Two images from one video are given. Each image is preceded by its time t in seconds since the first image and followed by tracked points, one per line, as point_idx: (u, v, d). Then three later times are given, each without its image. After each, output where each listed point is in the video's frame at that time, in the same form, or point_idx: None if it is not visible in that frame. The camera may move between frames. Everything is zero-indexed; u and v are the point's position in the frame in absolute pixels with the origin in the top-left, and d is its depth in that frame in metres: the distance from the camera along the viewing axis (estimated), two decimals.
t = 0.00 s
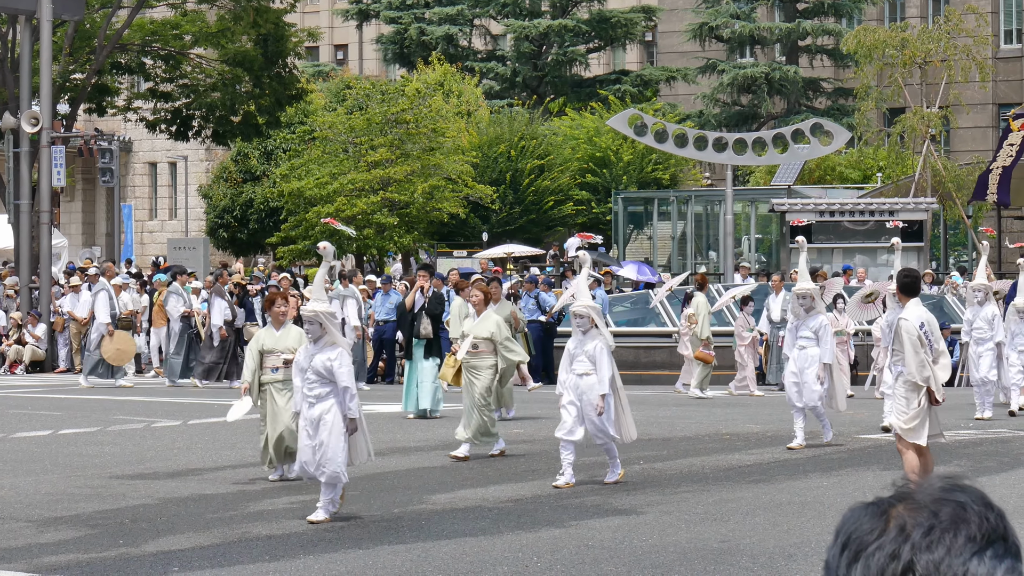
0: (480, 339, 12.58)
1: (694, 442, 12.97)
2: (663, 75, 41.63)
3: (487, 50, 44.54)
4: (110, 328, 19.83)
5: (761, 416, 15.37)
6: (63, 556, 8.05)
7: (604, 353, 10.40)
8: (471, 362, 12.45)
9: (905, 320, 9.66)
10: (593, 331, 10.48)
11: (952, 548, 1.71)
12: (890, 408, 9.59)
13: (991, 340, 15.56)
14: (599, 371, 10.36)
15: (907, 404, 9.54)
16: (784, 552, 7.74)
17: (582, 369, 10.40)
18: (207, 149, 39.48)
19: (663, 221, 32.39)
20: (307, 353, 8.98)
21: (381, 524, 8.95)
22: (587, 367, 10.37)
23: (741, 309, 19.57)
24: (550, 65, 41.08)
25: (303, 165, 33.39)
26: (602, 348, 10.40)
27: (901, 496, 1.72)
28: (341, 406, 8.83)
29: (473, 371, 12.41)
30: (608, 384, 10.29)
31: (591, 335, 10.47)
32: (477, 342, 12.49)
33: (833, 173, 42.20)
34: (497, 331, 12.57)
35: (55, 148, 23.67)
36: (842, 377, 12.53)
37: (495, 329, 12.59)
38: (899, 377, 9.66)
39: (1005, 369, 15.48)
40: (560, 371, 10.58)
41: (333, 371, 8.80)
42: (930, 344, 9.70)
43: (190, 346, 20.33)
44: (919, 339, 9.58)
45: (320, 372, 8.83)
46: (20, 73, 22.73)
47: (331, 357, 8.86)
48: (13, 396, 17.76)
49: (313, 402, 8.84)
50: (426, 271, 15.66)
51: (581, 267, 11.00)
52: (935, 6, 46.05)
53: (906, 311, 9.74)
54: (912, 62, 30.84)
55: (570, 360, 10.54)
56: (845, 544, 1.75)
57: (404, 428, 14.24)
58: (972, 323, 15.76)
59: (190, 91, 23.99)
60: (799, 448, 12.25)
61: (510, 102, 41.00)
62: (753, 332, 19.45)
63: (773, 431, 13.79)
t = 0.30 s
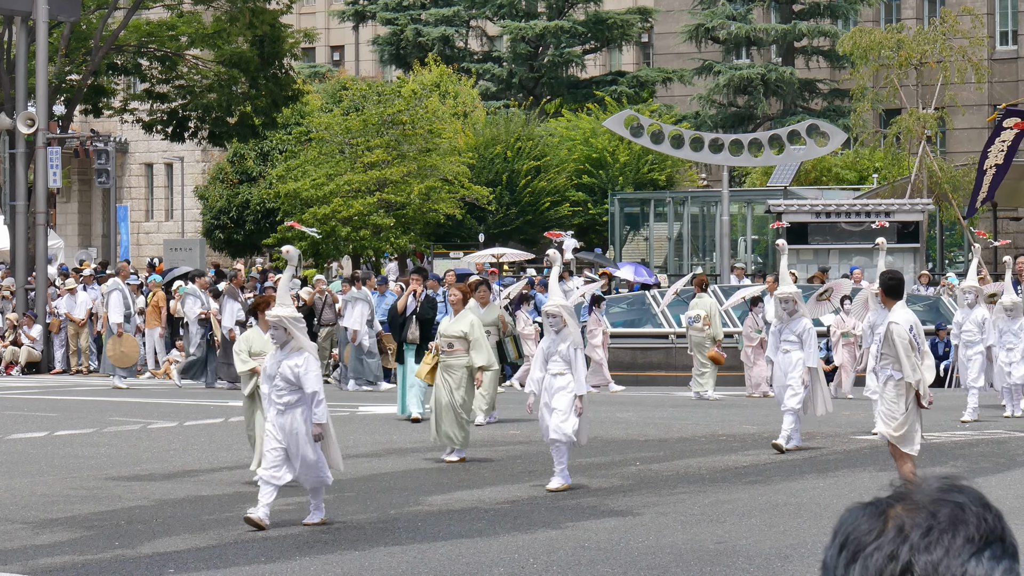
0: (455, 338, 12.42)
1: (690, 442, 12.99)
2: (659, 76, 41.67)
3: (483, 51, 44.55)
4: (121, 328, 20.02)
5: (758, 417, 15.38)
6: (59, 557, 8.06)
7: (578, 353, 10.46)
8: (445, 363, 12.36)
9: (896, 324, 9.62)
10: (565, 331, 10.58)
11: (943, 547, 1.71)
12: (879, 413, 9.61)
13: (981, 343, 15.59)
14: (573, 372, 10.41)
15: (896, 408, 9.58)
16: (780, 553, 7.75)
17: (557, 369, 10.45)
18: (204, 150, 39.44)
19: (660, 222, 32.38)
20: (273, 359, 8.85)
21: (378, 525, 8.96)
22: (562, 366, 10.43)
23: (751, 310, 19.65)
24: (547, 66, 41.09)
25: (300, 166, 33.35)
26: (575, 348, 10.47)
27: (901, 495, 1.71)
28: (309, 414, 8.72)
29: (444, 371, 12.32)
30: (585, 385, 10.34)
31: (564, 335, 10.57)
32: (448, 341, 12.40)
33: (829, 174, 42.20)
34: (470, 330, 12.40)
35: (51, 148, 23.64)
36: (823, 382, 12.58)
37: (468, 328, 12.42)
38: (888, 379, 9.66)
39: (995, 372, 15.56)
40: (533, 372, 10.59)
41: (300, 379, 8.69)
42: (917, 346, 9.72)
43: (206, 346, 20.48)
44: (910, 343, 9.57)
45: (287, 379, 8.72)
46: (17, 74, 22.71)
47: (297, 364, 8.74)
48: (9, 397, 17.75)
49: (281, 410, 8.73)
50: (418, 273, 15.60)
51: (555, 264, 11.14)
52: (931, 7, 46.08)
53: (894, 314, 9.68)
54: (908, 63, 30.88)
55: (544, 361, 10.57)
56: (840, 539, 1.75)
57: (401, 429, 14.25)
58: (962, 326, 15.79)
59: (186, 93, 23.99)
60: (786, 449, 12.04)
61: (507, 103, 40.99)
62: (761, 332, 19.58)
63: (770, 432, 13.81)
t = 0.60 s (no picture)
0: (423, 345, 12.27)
1: (681, 447, 13.01)
2: (651, 80, 41.74)
3: (476, 56, 44.58)
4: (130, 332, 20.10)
5: (749, 422, 15.40)
6: (49, 561, 8.04)
7: (546, 362, 10.40)
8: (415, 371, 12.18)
9: (881, 330, 9.61)
10: (535, 339, 10.52)
11: (941, 543, 1.68)
12: (865, 421, 9.54)
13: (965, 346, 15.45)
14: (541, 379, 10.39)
15: (884, 415, 9.53)
16: (770, 558, 7.76)
17: (523, 378, 10.42)
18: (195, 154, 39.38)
19: (651, 227, 32.40)
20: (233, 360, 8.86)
21: (368, 529, 8.95)
22: (529, 376, 10.39)
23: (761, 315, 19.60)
24: (539, 70, 41.13)
25: (291, 170, 33.30)
26: (542, 357, 10.40)
27: (917, 489, 1.69)
28: (267, 416, 8.72)
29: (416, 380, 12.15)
30: (554, 395, 10.35)
31: (533, 342, 10.51)
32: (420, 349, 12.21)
33: (821, 179, 42.26)
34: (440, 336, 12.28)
35: (42, 152, 23.61)
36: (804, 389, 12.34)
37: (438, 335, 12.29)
38: (876, 385, 9.61)
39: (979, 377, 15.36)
40: (501, 381, 10.52)
41: (256, 380, 8.68)
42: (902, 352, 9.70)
43: (218, 350, 20.66)
44: (896, 348, 9.57)
45: (245, 380, 8.71)
46: (8, 77, 22.67)
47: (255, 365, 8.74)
48: None
49: (239, 410, 8.68)
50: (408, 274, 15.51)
51: (524, 272, 11.12)
52: (922, 12, 46.19)
53: (876, 320, 9.66)
54: (900, 68, 30.95)
55: (512, 369, 10.49)
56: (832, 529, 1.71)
57: (393, 433, 14.24)
58: (947, 330, 15.65)
59: (177, 96, 23.92)
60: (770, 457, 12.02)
61: (499, 108, 40.98)
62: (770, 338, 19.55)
63: (761, 437, 13.83)
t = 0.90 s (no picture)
0: (391, 348, 12.19)
1: (672, 451, 13.01)
2: (643, 84, 41.85)
3: (467, 59, 44.64)
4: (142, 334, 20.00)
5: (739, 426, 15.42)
6: (39, 564, 8.01)
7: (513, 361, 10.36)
8: (383, 374, 12.14)
9: (857, 337, 9.30)
10: (502, 339, 10.49)
11: (956, 562, 1.71)
12: (843, 430, 9.12)
13: (949, 353, 15.21)
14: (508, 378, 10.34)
15: (863, 423, 9.14)
16: (761, 562, 7.77)
17: (492, 379, 10.37)
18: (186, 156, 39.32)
19: (643, 231, 32.41)
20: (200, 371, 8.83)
21: (359, 532, 8.94)
22: (496, 377, 10.34)
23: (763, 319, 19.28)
24: (530, 74, 41.17)
25: (282, 173, 33.27)
26: (508, 356, 10.38)
27: (928, 492, 1.71)
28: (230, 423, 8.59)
29: (386, 383, 12.11)
30: (517, 394, 10.22)
31: (500, 343, 10.48)
32: (387, 352, 12.15)
33: (812, 183, 42.33)
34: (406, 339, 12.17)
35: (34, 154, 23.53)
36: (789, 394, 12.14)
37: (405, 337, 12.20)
38: (852, 392, 9.23)
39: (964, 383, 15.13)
40: (470, 382, 10.44)
41: (215, 387, 8.60)
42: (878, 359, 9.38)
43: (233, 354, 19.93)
44: (873, 355, 9.25)
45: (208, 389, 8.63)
46: None
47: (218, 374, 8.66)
48: None
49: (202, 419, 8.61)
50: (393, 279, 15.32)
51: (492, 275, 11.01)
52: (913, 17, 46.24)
53: (851, 327, 9.34)
54: (891, 73, 31.02)
55: (481, 370, 10.47)
56: (844, 545, 1.74)
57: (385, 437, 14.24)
58: (928, 336, 15.34)
59: (168, 99, 23.83)
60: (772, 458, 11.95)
61: (490, 112, 41.00)
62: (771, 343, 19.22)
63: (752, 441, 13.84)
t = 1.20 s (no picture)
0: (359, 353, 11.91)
1: (663, 451, 13.02)
2: (634, 85, 41.91)
3: (458, 60, 44.62)
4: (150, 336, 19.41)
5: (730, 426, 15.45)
6: (31, 564, 8.00)
7: (476, 368, 10.21)
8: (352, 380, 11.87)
9: (822, 333, 9.23)
10: (466, 344, 10.29)
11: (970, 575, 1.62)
12: (808, 426, 9.04)
13: (929, 353, 15.23)
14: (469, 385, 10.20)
15: (827, 421, 9.07)
16: (752, 563, 7.78)
17: (454, 385, 10.20)
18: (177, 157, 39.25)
19: (634, 231, 32.43)
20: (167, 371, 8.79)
21: (350, 533, 8.94)
22: (458, 383, 10.17)
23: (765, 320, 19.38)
24: (521, 75, 41.13)
25: (273, 174, 33.21)
26: (469, 363, 10.22)
27: (941, 498, 1.62)
28: (197, 423, 8.55)
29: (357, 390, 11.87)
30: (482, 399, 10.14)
31: (463, 348, 10.28)
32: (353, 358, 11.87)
33: (803, 184, 42.36)
34: (372, 342, 11.91)
35: (24, 155, 23.47)
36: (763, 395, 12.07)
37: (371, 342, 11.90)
38: (816, 392, 9.20)
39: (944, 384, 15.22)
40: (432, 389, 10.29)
41: (180, 388, 8.56)
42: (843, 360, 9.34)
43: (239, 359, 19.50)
44: (838, 352, 9.20)
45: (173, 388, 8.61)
46: None
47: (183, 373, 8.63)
48: None
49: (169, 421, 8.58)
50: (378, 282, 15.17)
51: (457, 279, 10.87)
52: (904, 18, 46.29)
53: (816, 325, 9.27)
54: (882, 74, 31.05)
55: (443, 375, 10.30)
56: (855, 554, 1.64)
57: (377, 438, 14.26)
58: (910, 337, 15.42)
59: (160, 100, 23.76)
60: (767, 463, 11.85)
61: (481, 112, 40.99)
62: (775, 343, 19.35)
63: (742, 441, 13.87)
